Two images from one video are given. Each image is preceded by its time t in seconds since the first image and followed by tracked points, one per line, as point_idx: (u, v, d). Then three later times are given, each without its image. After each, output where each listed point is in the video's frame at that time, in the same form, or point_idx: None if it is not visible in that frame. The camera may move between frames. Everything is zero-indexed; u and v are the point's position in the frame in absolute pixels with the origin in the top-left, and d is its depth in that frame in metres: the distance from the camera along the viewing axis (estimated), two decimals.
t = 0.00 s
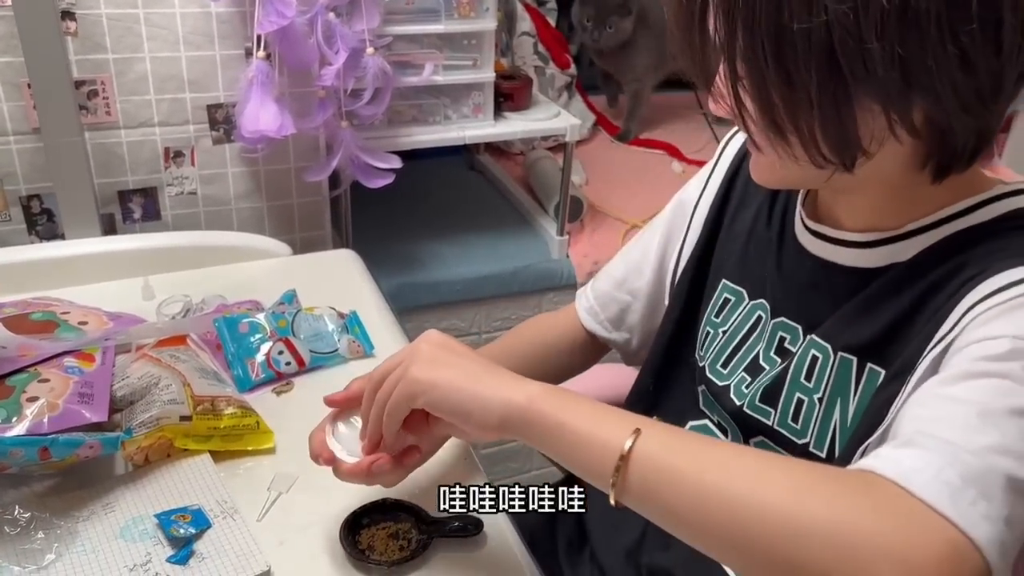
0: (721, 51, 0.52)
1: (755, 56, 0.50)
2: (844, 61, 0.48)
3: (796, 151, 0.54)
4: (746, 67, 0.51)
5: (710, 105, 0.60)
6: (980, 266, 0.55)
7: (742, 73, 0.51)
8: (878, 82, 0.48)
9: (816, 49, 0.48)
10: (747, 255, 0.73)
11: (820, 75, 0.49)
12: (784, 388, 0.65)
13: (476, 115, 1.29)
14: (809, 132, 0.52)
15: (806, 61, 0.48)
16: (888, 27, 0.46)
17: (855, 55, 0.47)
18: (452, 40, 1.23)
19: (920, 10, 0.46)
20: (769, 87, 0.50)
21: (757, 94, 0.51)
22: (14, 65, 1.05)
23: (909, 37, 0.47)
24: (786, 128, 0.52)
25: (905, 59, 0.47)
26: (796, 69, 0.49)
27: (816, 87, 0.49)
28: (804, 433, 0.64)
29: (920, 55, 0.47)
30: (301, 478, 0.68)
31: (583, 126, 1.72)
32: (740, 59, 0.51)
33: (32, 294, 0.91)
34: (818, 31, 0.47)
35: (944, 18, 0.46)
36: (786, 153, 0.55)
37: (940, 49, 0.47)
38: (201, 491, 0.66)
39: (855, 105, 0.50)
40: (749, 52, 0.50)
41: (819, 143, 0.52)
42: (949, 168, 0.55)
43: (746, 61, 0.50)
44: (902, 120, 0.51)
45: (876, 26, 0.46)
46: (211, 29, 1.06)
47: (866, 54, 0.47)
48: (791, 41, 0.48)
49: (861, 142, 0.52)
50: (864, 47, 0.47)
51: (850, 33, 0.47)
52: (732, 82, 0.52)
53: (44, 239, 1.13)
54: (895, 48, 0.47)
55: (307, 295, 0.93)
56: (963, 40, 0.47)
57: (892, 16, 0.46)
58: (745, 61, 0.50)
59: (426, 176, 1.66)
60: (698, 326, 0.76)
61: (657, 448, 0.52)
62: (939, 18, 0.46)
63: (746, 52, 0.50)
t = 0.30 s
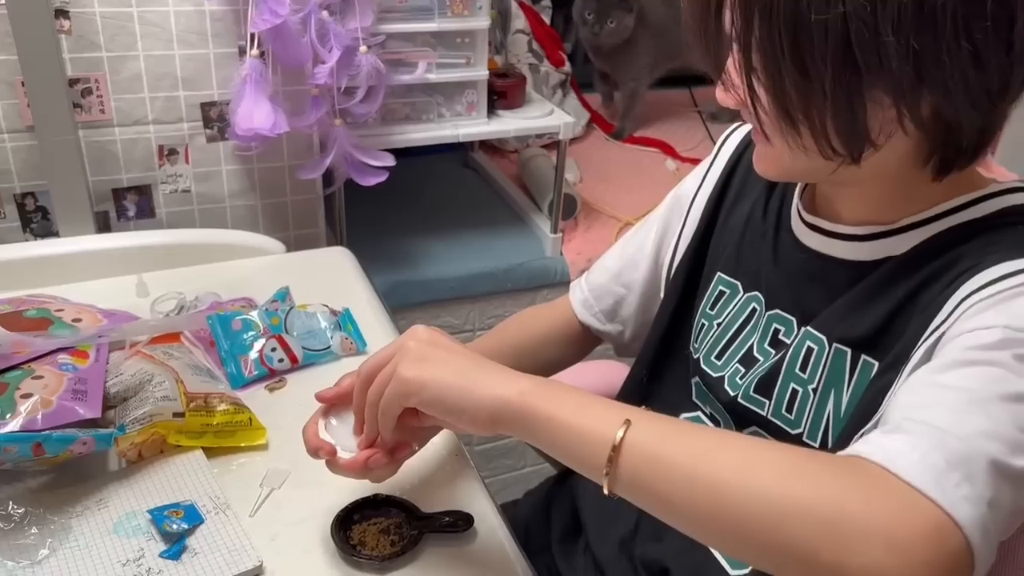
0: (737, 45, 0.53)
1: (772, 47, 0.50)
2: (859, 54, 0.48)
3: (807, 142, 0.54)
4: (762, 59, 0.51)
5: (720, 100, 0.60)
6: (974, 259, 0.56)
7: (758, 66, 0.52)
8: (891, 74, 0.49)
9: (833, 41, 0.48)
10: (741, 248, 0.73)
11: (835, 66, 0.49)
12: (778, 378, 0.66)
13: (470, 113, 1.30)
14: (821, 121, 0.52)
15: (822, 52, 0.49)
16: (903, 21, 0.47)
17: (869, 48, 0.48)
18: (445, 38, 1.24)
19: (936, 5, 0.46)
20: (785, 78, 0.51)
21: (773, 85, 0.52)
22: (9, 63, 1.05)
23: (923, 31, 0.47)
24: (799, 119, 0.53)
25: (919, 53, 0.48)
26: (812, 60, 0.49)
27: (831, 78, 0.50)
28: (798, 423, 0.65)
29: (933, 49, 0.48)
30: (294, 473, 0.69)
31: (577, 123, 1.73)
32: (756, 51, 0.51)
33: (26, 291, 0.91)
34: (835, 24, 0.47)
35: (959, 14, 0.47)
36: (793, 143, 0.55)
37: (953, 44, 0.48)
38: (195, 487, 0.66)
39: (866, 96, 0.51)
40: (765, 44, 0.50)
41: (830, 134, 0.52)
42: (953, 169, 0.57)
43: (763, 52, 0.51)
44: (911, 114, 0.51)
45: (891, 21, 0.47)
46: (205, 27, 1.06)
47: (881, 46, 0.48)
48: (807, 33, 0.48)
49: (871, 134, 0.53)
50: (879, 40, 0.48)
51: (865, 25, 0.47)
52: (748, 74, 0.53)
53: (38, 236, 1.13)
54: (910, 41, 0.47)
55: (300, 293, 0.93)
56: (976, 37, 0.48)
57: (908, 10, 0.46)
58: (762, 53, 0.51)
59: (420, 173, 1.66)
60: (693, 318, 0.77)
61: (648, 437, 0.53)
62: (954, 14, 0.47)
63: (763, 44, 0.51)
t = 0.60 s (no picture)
0: (785, 56, 0.51)
1: (830, 53, 0.49)
2: (924, 46, 0.48)
3: (863, 143, 0.53)
4: (818, 66, 0.50)
5: (741, 110, 0.58)
6: (975, 241, 0.56)
7: (812, 75, 0.50)
8: (956, 60, 0.48)
9: (899, 34, 0.47)
10: (744, 236, 0.73)
11: (900, 62, 0.48)
12: (781, 363, 0.66)
13: (469, 103, 1.30)
14: (881, 118, 0.51)
15: (886, 51, 0.48)
16: (968, 6, 0.47)
17: (935, 37, 0.47)
18: (444, 28, 1.24)
19: None
20: (845, 82, 0.50)
21: (830, 92, 0.50)
22: (6, 53, 1.05)
23: (986, 13, 0.47)
24: (857, 121, 0.52)
25: (983, 36, 0.48)
26: (873, 60, 0.48)
27: (895, 74, 0.49)
28: (800, 407, 0.65)
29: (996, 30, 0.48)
30: (294, 462, 0.69)
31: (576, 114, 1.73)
32: (810, 60, 0.50)
33: (25, 281, 0.91)
34: (899, 18, 0.47)
35: None
36: (848, 145, 0.54)
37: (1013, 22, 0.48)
38: (195, 475, 0.66)
39: (926, 87, 0.50)
40: (823, 51, 0.49)
41: (890, 129, 0.52)
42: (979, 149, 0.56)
43: (818, 60, 0.49)
44: (968, 96, 0.51)
45: (957, 7, 0.47)
46: (203, 17, 1.06)
47: (946, 34, 0.47)
48: (871, 32, 0.47)
49: (927, 122, 0.52)
50: (945, 27, 0.47)
51: (931, 15, 0.47)
52: (799, 85, 0.51)
53: (37, 227, 1.13)
54: (975, 25, 0.47)
55: (299, 283, 0.93)
56: None
57: None
58: (818, 60, 0.49)
59: (418, 164, 1.66)
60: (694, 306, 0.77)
61: (638, 415, 0.53)
62: None
63: (819, 51, 0.49)
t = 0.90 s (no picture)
0: (801, 46, 0.50)
1: (850, 38, 0.48)
2: (944, 25, 0.47)
3: (881, 127, 0.53)
4: (836, 53, 0.49)
5: (747, 102, 0.57)
6: (976, 226, 0.56)
7: (831, 64, 0.49)
8: (976, 37, 0.48)
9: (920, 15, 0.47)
10: (745, 220, 0.73)
11: (921, 43, 0.48)
12: (782, 348, 0.66)
13: (468, 87, 1.29)
14: (901, 101, 0.50)
15: (907, 33, 0.47)
16: None
17: (955, 15, 0.47)
18: (443, 12, 1.23)
19: None
20: (865, 69, 0.49)
21: (849, 79, 0.50)
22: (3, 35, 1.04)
23: None
24: (876, 106, 0.51)
25: (1001, 10, 0.48)
26: (896, 42, 0.48)
27: (917, 55, 0.48)
28: (801, 392, 0.65)
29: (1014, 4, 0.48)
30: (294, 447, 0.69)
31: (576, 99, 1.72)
32: (828, 49, 0.49)
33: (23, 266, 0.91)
34: None
35: None
36: (866, 130, 0.53)
37: None
38: (194, 459, 0.66)
39: (945, 67, 0.50)
40: (842, 37, 0.48)
41: (909, 112, 0.51)
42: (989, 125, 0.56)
43: (838, 48, 0.48)
44: (986, 70, 0.51)
45: None
46: None
47: (965, 11, 0.47)
48: (892, 16, 0.47)
49: (945, 102, 0.52)
50: (965, 5, 0.47)
51: None
52: (816, 74, 0.50)
53: (35, 211, 1.12)
54: None
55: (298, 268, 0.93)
56: None
57: None
58: (838, 47, 0.48)
59: (418, 149, 1.65)
60: (693, 290, 0.77)
61: (638, 415, 0.53)
62: None
63: (838, 39, 0.48)
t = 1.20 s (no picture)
0: (810, 31, 0.49)
1: (861, 21, 0.47)
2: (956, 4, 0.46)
3: (892, 111, 0.51)
4: (846, 37, 0.48)
5: (752, 89, 0.55)
6: (986, 213, 0.55)
7: (840, 49, 0.48)
8: (990, 15, 0.47)
9: None
10: (748, 203, 0.72)
11: (934, 24, 0.47)
12: (788, 335, 0.65)
13: (472, 69, 1.28)
14: (912, 83, 0.49)
15: (920, 14, 0.46)
16: None
17: None
18: None
19: None
20: (876, 54, 0.48)
21: (859, 65, 0.48)
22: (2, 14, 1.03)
23: None
24: (887, 90, 0.50)
25: None
26: (908, 24, 0.46)
27: (929, 36, 0.47)
28: (807, 380, 0.64)
29: None
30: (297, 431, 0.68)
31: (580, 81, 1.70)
32: (838, 32, 0.48)
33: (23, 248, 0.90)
34: None
35: None
36: (876, 115, 0.52)
37: None
38: (199, 442, 0.65)
39: (959, 47, 0.48)
40: (853, 20, 0.47)
41: (922, 94, 0.50)
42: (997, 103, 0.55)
43: (848, 31, 0.47)
44: (999, 50, 0.50)
45: None
46: None
47: None
48: None
49: (957, 83, 0.51)
50: None
51: None
52: (826, 59, 0.49)
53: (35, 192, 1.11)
54: None
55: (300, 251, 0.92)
56: None
57: None
58: (848, 31, 0.47)
59: (420, 132, 1.64)
60: (697, 275, 0.76)
61: (641, 434, 0.52)
62: None
63: (848, 22, 0.47)
